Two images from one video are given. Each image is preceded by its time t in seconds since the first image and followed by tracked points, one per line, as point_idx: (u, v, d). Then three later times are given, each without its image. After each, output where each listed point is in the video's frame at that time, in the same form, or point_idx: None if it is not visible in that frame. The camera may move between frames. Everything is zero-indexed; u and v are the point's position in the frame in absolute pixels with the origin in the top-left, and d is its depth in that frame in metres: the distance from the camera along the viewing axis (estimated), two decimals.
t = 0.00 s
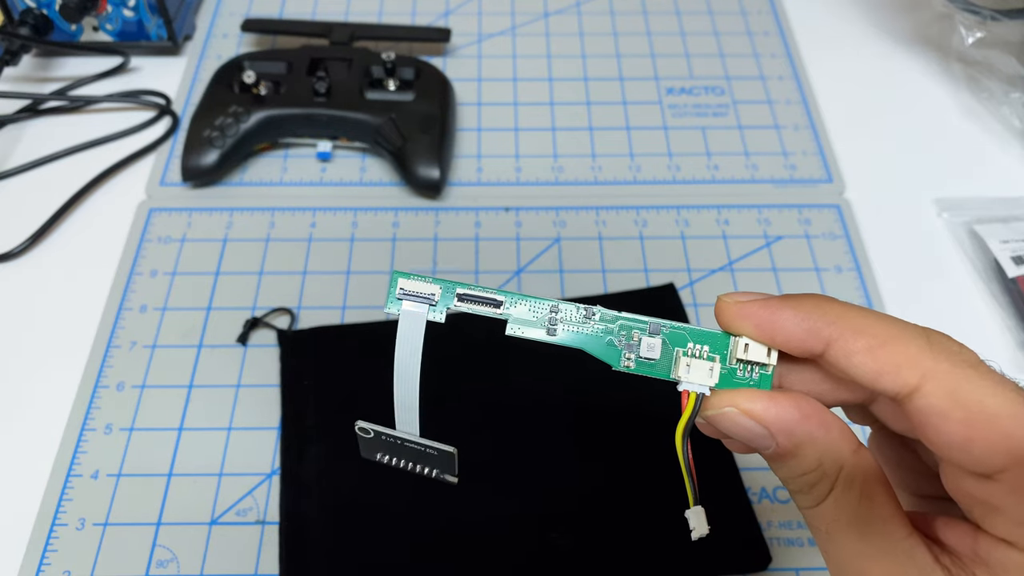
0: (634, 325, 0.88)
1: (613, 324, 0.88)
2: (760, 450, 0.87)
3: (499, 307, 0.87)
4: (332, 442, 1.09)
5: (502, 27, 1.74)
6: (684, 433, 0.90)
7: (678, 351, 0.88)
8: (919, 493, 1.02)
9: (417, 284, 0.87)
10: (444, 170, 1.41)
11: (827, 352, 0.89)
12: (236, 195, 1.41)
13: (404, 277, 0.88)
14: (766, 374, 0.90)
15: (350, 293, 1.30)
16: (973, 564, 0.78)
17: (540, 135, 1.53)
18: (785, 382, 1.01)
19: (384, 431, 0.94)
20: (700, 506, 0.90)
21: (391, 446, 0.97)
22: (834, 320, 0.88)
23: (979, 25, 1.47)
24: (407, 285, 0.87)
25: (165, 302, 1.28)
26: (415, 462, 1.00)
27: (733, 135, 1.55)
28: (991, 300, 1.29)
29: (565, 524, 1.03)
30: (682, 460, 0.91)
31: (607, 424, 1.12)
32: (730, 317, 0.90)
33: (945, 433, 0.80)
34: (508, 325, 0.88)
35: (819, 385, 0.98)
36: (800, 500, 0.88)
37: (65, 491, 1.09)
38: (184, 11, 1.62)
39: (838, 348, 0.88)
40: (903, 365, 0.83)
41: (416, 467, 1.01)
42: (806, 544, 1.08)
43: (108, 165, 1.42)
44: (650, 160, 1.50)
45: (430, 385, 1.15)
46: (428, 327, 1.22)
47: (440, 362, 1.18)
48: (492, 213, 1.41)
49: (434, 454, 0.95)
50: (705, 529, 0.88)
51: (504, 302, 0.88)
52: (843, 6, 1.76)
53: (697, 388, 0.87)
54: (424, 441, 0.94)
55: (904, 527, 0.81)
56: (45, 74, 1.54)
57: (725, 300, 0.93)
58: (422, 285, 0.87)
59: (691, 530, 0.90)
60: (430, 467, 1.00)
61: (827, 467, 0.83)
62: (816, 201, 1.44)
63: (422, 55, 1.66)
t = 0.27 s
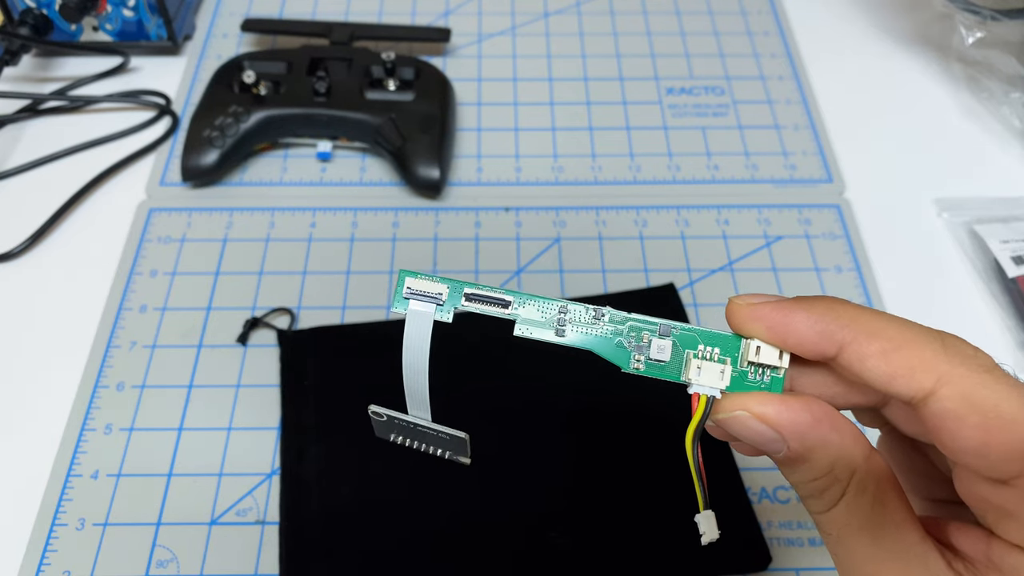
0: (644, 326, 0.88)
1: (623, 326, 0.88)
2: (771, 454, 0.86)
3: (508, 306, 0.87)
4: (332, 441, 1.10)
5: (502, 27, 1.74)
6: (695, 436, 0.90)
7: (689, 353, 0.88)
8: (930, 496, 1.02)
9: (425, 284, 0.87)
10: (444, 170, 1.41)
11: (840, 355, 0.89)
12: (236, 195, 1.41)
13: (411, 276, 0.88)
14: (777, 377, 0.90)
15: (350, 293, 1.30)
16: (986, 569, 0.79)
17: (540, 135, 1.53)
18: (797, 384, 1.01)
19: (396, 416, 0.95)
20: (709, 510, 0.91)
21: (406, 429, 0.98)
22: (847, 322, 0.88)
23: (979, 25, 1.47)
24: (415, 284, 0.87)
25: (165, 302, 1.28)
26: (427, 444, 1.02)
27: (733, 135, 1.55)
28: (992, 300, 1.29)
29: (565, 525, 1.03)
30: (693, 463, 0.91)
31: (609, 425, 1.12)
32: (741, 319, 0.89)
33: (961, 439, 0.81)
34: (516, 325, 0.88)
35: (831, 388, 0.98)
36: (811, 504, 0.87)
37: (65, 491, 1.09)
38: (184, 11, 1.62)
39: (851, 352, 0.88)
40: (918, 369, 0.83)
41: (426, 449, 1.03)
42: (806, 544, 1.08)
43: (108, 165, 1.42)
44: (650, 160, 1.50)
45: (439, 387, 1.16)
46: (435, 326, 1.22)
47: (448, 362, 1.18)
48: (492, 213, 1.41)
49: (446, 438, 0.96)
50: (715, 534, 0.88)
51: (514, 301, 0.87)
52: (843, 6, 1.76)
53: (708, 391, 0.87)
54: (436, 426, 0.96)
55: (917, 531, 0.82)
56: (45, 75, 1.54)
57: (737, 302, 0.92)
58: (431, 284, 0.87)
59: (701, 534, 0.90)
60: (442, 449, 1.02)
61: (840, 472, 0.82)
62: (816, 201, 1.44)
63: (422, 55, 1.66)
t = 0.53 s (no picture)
0: (653, 324, 0.88)
1: (632, 324, 0.88)
2: (781, 453, 0.86)
3: (514, 302, 0.87)
4: (332, 441, 1.09)
5: (503, 27, 1.74)
6: (703, 435, 0.88)
7: (698, 351, 0.88)
8: (943, 497, 1.01)
9: (429, 279, 0.88)
10: (444, 170, 1.40)
11: (852, 353, 0.90)
12: (236, 195, 1.41)
13: (417, 271, 0.88)
14: (788, 376, 0.90)
15: (350, 293, 1.30)
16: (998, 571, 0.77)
17: (540, 135, 1.53)
18: (807, 382, 1.01)
19: (399, 421, 0.96)
20: (718, 510, 0.90)
21: (407, 436, 0.99)
22: (859, 320, 0.89)
23: (980, 25, 1.47)
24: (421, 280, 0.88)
25: (165, 302, 1.28)
26: (429, 452, 1.02)
27: (733, 135, 1.55)
28: (992, 300, 1.29)
29: (566, 525, 1.03)
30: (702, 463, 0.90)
31: (611, 425, 1.12)
32: (753, 318, 0.90)
33: (974, 438, 0.80)
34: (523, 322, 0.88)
35: (842, 386, 0.98)
36: (821, 504, 0.87)
37: (65, 491, 1.08)
38: (184, 11, 1.62)
39: (864, 350, 0.89)
40: (931, 368, 0.84)
41: (429, 457, 1.04)
42: (806, 544, 1.08)
43: (108, 165, 1.42)
44: (650, 160, 1.50)
45: (445, 386, 1.15)
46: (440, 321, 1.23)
47: (453, 359, 1.18)
48: (492, 213, 1.41)
49: (446, 446, 0.97)
50: (724, 534, 0.87)
51: (521, 297, 0.88)
52: (844, 6, 1.76)
53: (719, 390, 0.86)
54: (437, 433, 0.96)
55: (928, 532, 0.81)
56: (45, 74, 1.54)
57: (748, 300, 0.92)
58: (437, 279, 0.87)
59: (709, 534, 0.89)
60: (444, 458, 1.03)
61: (850, 471, 0.82)
62: (816, 201, 1.44)
63: (422, 55, 1.66)
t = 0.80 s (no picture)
0: (652, 323, 0.88)
1: (632, 322, 0.88)
2: (782, 454, 0.86)
3: (513, 301, 0.87)
4: (332, 441, 1.10)
5: (503, 27, 1.73)
6: (704, 435, 0.88)
7: (698, 350, 0.88)
8: (944, 497, 1.01)
9: (427, 277, 0.88)
10: (444, 170, 1.40)
11: (853, 352, 0.90)
12: (236, 195, 1.41)
13: (414, 269, 0.88)
14: (788, 375, 0.90)
15: (350, 294, 1.30)
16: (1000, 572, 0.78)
17: (541, 135, 1.53)
18: (808, 382, 1.01)
19: (393, 427, 0.96)
20: (719, 510, 0.89)
21: (400, 440, 1.00)
22: (860, 319, 0.88)
23: (980, 25, 1.47)
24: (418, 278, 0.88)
25: (165, 302, 1.28)
26: (425, 459, 1.03)
27: (733, 135, 1.54)
28: (992, 300, 1.29)
29: (566, 524, 1.03)
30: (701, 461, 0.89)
31: (610, 425, 1.12)
32: (753, 317, 0.90)
33: (976, 439, 0.80)
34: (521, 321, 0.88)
35: (843, 386, 0.98)
36: (823, 503, 0.87)
37: (65, 491, 1.09)
38: (183, 11, 1.62)
39: (865, 349, 0.88)
40: (933, 367, 0.83)
41: (425, 464, 1.05)
42: (806, 544, 1.08)
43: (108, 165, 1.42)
44: (650, 160, 1.50)
45: (445, 386, 1.15)
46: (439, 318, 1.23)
47: (451, 359, 1.18)
48: (492, 213, 1.41)
49: (442, 451, 0.98)
50: (724, 534, 0.87)
51: (519, 296, 0.87)
52: (844, 6, 1.76)
53: (719, 390, 0.87)
54: (432, 438, 0.97)
55: (930, 532, 0.81)
56: (45, 74, 1.54)
57: (748, 299, 0.92)
58: (434, 278, 0.87)
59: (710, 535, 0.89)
60: (438, 465, 1.04)
61: (851, 471, 0.82)
62: (816, 201, 1.44)
63: (422, 55, 1.66)
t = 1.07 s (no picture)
0: (657, 318, 0.89)
1: (636, 318, 0.89)
2: (784, 449, 0.86)
3: (518, 297, 0.87)
4: (333, 441, 1.10)
5: (503, 27, 1.74)
6: (706, 430, 0.88)
7: (701, 345, 0.89)
8: (947, 493, 1.01)
9: (433, 272, 0.87)
10: (444, 170, 1.40)
11: (856, 348, 0.90)
12: (236, 194, 1.41)
13: (420, 265, 0.88)
14: (791, 370, 0.91)
15: (350, 294, 1.30)
16: (1001, 567, 0.78)
17: (540, 135, 1.53)
18: (811, 378, 1.01)
19: (404, 412, 0.95)
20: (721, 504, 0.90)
21: (411, 425, 0.99)
22: (864, 316, 0.88)
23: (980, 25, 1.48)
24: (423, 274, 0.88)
25: (165, 302, 1.28)
26: (435, 442, 1.02)
27: (733, 135, 1.54)
28: (992, 300, 1.29)
29: (566, 523, 1.03)
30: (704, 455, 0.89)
31: (611, 425, 1.12)
32: (756, 312, 0.90)
33: (979, 435, 0.80)
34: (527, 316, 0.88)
35: (846, 382, 0.99)
36: (824, 499, 0.86)
37: (65, 491, 1.08)
38: (184, 11, 1.62)
39: (868, 345, 0.88)
40: (936, 363, 0.83)
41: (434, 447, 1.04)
42: (806, 544, 1.08)
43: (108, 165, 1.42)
44: (650, 160, 1.50)
45: (447, 385, 1.15)
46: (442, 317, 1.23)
47: (452, 358, 1.18)
48: (492, 213, 1.41)
49: (453, 437, 0.97)
50: (727, 528, 0.87)
51: (524, 292, 0.88)
52: (844, 6, 1.76)
53: (722, 384, 0.88)
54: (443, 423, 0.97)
55: (931, 527, 0.81)
56: (45, 74, 1.54)
57: (751, 295, 0.92)
58: (440, 273, 0.87)
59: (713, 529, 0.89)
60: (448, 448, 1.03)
61: (854, 467, 0.82)
62: (816, 201, 1.44)
63: (422, 55, 1.66)
